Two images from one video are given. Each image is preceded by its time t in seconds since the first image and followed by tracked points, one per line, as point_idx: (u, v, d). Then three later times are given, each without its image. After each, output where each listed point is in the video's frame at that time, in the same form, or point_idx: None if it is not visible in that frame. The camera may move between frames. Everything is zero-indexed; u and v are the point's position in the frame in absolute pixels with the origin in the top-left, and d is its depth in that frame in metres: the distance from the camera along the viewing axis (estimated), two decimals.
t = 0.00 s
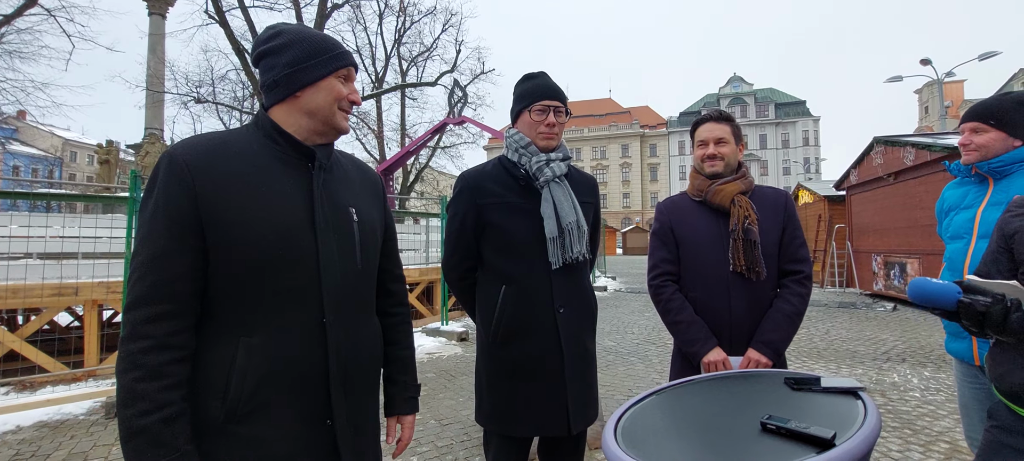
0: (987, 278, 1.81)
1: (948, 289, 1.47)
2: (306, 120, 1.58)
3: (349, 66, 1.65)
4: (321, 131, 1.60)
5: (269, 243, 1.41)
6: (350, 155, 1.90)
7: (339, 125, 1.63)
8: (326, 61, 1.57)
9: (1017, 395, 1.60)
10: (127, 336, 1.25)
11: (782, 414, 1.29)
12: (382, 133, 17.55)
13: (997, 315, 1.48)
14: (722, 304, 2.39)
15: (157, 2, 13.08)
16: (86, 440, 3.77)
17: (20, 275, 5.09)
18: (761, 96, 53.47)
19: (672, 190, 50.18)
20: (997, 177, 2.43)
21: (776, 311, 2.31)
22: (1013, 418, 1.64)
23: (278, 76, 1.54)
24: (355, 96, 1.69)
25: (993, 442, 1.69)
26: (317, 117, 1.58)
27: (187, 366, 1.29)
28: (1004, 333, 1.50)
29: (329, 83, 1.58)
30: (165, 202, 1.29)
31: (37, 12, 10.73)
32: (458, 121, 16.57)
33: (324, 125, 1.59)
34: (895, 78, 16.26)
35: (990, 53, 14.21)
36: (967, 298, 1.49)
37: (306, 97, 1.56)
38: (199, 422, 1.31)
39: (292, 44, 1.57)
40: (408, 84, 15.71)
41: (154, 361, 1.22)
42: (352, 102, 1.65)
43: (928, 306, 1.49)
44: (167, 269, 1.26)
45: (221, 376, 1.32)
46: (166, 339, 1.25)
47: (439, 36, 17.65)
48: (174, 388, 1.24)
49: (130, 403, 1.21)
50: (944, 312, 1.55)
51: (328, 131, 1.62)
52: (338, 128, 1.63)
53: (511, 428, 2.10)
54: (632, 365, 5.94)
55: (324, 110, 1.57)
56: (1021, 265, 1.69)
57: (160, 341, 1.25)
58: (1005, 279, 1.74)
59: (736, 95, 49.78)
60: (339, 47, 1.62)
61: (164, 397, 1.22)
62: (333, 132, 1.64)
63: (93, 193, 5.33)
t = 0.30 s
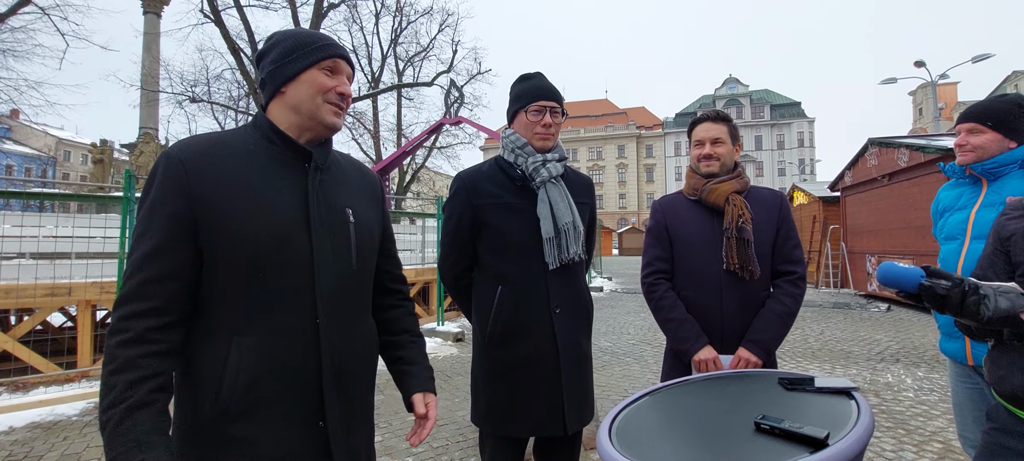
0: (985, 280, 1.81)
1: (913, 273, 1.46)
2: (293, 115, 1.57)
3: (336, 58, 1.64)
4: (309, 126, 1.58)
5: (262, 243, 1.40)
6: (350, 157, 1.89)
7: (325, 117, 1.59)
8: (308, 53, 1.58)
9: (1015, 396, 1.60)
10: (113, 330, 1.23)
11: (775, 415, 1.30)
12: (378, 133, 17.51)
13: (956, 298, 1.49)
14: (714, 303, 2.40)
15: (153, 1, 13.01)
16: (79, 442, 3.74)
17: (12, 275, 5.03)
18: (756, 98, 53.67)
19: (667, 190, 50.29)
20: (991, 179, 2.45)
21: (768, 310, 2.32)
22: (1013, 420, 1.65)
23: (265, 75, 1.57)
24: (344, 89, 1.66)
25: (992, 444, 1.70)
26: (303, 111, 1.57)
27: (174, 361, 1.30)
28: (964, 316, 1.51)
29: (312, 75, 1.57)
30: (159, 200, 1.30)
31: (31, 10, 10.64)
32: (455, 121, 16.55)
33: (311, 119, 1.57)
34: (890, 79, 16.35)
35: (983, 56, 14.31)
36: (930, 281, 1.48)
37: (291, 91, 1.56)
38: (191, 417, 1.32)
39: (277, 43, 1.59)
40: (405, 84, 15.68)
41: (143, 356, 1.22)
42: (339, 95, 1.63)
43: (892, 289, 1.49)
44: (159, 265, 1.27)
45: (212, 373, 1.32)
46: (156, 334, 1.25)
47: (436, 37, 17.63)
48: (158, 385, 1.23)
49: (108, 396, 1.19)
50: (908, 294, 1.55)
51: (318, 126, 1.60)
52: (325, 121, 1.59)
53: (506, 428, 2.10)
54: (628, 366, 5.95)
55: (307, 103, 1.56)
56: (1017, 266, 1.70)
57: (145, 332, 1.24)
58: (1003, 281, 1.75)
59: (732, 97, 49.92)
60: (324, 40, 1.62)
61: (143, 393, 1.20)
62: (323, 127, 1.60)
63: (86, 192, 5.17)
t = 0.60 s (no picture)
0: (975, 282, 1.83)
1: (885, 285, 1.42)
2: (286, 117, 1.58)
3: (330, 60, 1.63)
4: (301, 126, 1.58)
5: (249, 242, 1.40)
6: (350, 160, 1.88)
7: (316, 118, 1.58)
8: (301, 55, 1.58)
9: (1005, 398, 1.62)
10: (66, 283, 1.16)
11: (766, 416, 1.30)
12: (373, 133, 17.48)
13: (931, 310, 1.43)
14: (704, 303, 2.41)
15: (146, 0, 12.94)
16: (70, 444, 3.71)
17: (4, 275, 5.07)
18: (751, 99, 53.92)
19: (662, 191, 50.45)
20: (983, 181, 2.47)
21: (757, 310, 2.33)
22: (1005, 421, 1.66)
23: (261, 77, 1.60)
24: (338, 91, 1.65)
25: (984, 444, 1.71)
26: (295, 111, 1.57)
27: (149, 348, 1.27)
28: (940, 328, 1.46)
29: (304, 76, 1.58)
30: (148, 195, 1.31)
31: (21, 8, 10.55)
32: (450, 121, 16.54)
33: (303, 120, 1.57)
34: (883, 81, 16.46)
35: (974, 58, 14.44)
36: (904, 294, 1.43)
37: (284, 92, 1.57)
38: (180, 415, 1.34)
39: (274, 46, 1.62)
40: (400, 84, 15.66)
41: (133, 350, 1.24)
42: (332, 96, 1.62)
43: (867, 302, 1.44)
44: (148, 258, 1.28)
45: (201, 372, 1.33)
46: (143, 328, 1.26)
47: (431, 37, 17.61)
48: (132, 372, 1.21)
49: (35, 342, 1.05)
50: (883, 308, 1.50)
51: (309, 127, 1.59)
52: (317, 122, 1.58)
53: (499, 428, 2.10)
54: (623, 366, 5.96)
55: (298, 103, 1.56)
56: (1008, 268, 1.71)
57: (104, 282, 1.20)
58: (993, 283, 1.77)
59: (726, 98, 50.13)
60: (318, 42, 1.62)
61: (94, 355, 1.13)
62: (314, 128, 1.59)
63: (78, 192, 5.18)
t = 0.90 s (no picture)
0: (963, 281, 1.85)
1: (889, 296, 1.42)
2: (283, 120, 1.58)
3: (323, 61, 1.64)
4: (298, 129, 1.59)
5: (249, 244, 1.40)
6: (349, 162, 1.88)
7: (312, 120, 1.58)
8: (294, 57, 1.59)
9: (992, 395, 1.64)
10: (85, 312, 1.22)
11: (760, 416, 1.32)
12: (370, 133, 17.46)
13: (935, 321, 1.43)
14: (693, 304, 2.43)
15: None
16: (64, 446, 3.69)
17: None
18: (746, 100, 54.11)
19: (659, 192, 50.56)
20: (975, 183, 2.50)
21: (744, 310, 2.35)
22: (992, 419, 1.68)
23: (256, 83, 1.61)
24: (333, 91, 1.64)
25: (971, 441, 1.74)
26: (291, 114, 1.58)
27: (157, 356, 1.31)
28: (945, 338, 1.44)
29: (297, 78, 1.58)
30: (150, 198, 1.32)
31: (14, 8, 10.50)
32: (447, 122, 16.54)
33: (298, 123, 1.58)
34: (877, 83, 16.57)
35: (967, 60, 14.55)
36: (908, 306, 1.43)
37: (279, 96, 1.58)
38: (180, 419, 1.34)
39: (268, 49, 1.63)
40: (396, 84, 15.66)
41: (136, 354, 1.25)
42: (326, 98, 1.62)
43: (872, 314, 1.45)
44: (150, 263, 1.29)
45: (200, 376, 1.33)
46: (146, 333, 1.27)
47: (427, 37, 17.60)
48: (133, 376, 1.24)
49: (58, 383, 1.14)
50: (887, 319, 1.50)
51: (306, 130, 1.59)
52: (313, 124, 1.58)
53: (496, 430, 2.11)
54: (619, 367, 5.99)
55: (293, 106, 1.57)
56: (995, 268, 1.74)
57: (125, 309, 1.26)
58: (981, 282, 1.79)
59: (722, 99, 50.32)
60: (310, 43, 1.63)
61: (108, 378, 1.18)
62: (311, 131, 1.59)
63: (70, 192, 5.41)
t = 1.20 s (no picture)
0: (959, 282, 1.86)
1: (916, 310, 1.40)
2: (283, 123, 1.59)
3: (318, 61, 1.63)
4: (298, 131, 1.59)
5: (248, 249, 1.40)
6: (349, 163, 1.88)
7: (312, 119, 1.58)
8: (288, 59, 1.59)
9: (987, 395, 1.65)
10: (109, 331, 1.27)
11: (758, 418, 1.32)
12: (368, 135, 17.46)
13: (962, 334, 1.42)
14: (683, 307, 2.43)
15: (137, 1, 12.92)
16: (61, 449, 3.68)
17: None
18: (744, 102, 54.22)
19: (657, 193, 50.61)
20: (972, 184, 2.51)
21: (732, 312, 2.37)
22: (988, 419, 1.68)
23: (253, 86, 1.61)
24: (330, 91, 1.64)
25: (967, 441, 1.74)
26: (290, 116, 1.58)
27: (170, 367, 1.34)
28: (972, 352, 1.43)
29: (293, 80, 1.58)
30: (150, 205, 1.33)
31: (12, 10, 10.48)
32: (445, 124, 16.54)
33: (298, 123, 1.58)
34: (874, 84, 16.63)
35: (964, 61, 14.61)
36: (934, 318, 1.42)
37: (277, 98, 1.58)
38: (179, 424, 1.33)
39: (262, 52, 1.62)
40: (394, 86, 15.66)
41: (131, 358, 1.25)
42: (324, 97, 1.61)
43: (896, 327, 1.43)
44: (151, 269, 1.29)
45: (198, 380, 1.33)
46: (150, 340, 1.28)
47: (426, 39, 17.61)
48: (148, 384, 1.27)
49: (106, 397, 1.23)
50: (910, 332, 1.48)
51: (306, 130, 1.59)
52: (313, 123, 1.58)
53: (495, 432, 2.11)
54: (618, 368, 5.99)
55: (292, 107, 1.57)
56: (990, 269, 1.76)
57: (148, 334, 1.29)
58: (977, 283, 1.80)
59: (720, 100, 50.42)
60: (303, 43, 1.62)
61: (138, 394, 1.24)
62: (312, 130, 1.59)
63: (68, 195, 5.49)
